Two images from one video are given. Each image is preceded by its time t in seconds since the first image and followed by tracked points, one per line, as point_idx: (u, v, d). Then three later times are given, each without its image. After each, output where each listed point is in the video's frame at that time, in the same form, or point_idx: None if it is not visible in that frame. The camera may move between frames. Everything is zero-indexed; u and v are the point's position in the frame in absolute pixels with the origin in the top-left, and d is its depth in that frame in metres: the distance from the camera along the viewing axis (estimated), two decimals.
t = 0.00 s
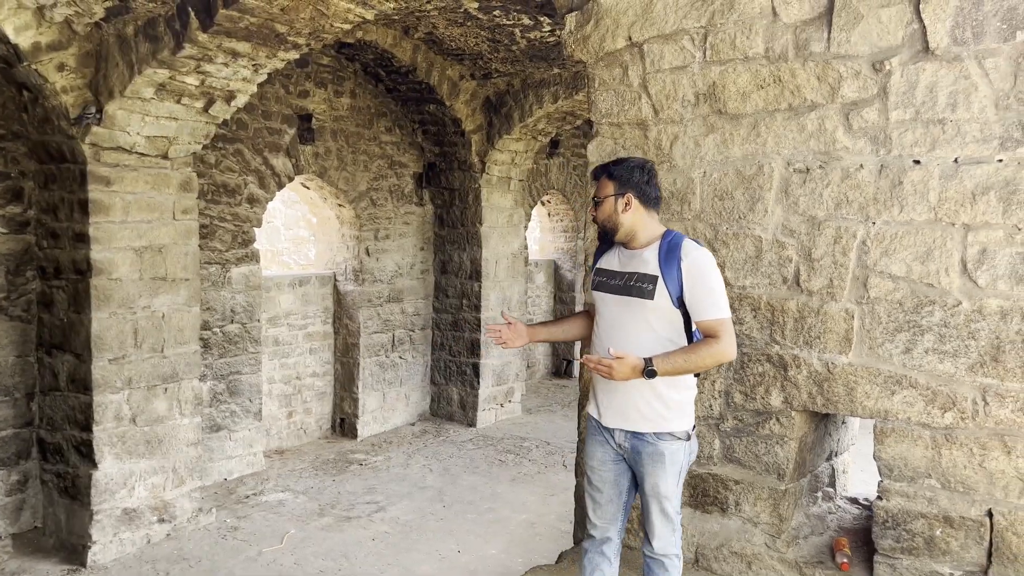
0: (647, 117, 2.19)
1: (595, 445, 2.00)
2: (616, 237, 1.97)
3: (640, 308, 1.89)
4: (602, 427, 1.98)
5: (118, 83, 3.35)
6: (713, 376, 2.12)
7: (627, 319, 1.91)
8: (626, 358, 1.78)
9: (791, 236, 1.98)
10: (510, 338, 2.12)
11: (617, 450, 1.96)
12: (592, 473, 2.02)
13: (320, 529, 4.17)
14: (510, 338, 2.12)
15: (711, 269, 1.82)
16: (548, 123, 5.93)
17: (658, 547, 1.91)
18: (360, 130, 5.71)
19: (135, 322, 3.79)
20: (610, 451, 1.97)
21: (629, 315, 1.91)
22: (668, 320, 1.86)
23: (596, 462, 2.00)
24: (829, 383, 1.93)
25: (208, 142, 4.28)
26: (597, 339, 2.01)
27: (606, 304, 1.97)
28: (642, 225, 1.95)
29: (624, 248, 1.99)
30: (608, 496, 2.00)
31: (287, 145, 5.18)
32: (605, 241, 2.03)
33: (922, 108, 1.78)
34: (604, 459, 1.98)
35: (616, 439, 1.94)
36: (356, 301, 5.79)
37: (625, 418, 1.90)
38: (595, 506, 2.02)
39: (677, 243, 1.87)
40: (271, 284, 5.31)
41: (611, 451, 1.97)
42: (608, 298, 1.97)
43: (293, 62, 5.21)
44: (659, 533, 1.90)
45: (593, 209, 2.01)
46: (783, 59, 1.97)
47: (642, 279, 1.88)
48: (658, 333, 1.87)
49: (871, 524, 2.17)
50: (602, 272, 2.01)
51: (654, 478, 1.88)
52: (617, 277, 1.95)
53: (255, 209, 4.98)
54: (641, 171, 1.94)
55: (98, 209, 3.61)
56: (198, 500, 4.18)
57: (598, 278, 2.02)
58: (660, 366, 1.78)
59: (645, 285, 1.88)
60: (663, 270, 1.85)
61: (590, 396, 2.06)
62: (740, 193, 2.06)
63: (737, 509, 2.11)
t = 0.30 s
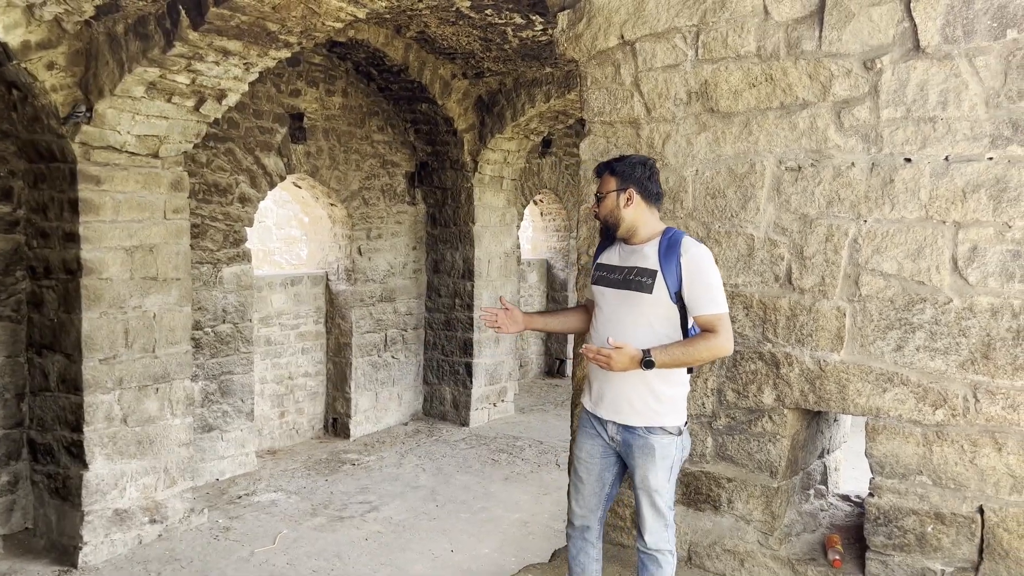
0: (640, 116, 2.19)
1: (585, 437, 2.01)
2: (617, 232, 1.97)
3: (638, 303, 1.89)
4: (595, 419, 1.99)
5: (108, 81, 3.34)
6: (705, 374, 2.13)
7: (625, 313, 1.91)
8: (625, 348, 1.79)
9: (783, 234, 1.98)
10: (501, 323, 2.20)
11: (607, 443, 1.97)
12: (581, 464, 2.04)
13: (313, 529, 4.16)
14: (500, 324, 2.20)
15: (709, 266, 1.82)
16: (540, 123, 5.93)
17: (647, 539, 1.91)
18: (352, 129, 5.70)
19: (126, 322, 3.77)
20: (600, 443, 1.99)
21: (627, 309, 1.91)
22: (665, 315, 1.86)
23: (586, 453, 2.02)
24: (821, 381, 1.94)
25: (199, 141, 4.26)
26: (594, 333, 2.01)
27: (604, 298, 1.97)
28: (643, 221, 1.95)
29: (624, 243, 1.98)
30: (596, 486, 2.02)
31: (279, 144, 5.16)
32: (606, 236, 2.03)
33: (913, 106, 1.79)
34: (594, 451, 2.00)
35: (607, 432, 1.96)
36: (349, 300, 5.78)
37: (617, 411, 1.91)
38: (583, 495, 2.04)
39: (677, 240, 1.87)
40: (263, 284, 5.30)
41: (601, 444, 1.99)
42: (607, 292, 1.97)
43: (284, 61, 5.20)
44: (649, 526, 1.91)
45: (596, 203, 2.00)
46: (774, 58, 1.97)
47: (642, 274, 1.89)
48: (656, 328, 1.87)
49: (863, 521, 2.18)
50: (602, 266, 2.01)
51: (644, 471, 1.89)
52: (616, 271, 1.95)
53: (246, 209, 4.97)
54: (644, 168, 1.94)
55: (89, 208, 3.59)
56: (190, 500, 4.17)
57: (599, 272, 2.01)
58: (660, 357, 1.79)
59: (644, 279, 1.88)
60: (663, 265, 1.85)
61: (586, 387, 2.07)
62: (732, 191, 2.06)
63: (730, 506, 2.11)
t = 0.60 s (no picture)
0: (630, 115, 2.20)
1: (565, 436, 2.04)
2: (595, 228, 1.99)
3: (618, 296, 1.91)
4: (572, 415, 2.01)
5: (96, 80, 3.32)
6: (696, 372, 2.13)
7: (604, 306, 1.93)
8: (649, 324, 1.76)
9: (772, 233, 1.99)
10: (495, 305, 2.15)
11: (586, 441, 1.99)
12: (563, 463, 2.06)
13: (304, 529, 4.15)
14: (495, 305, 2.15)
15: (688, 260, 1.88)
16: (530, 122, 5.93)
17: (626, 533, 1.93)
18: (342, 128, 5.69)
19: (115, 322, 3.75)
20: (579, 441, 2.01)
21: (606, 302, 1.93)
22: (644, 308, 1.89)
23: (566, 452, 2.04)
24: (811, 379, 1.94)
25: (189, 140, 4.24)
26: (570, 327, 2.01)
27: (582, 293, 1.99)
28: (621, 218, 1.98)
29: (601, 238, 2.01)
30: (579, 482, 2.05)
31: (269, 143, 5.14)
32: (582, 232, 2.05)
33: (901, 106, 1.80)
34: (574, 449, 2.02)
35: (585, 427, 1.97)
36: (339, 300, 5.76)
37: (594, 402, 1.93)
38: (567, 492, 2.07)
39: (656, 235, 1.91)
40: (253, 283, 5.28)
41: (580, 441, 2.01)
42: (584, 286, 1.98)
43: (274, 60, 5.18)
44: (631, 520, 1.92)
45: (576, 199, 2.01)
46: (764, 57, 1.98)
47: (623, 267, 1.91)
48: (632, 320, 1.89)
49: (852, 518, 2.20)
50: (579, 261, 2.03)
51: (623, 464, 1.91)
52: (596, 265, 1.97)
53: (236, 208, 4.95)
54: (624, 167, 1.97)
55: (77, 207, 3.57)
56: (180, 501, 4.15)
57: (576, 267, 2.03)
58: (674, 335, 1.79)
59: (625, 272, 1.91)
60: (644, 258, 1.89)
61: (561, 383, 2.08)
62: (723, 190, 2.06)
63: (720, 504, 2.12)
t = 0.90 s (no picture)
0: (619, 113, 2.21)
1: (534, 431, 2.04)
2: (560, 231, 2.03)
3: (592, 292, 1.94)
4: (541, 409, 2.02)
5: (84, 77, 3.31)
6: (684, 370, 2.15)
7: (578, 303, 1.95)
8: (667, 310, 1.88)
9: (760, 231, 2.00)
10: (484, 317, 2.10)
11: (555, 433, 2.01)
12: (532, 455, 2.07)
13: (293, 528, 4.14)
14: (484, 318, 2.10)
15: (651, 254, 1.99)
16: (521, 120, 5.93)
17: (599, 521, 1.97)
18: (333, 127, 5.68)
19: (104, 321, 3.74)
20: (548, 432, 2.02)
21: (580, 299, 1.95)
22: (617, 302, 1.94)
23: (536, 445, 2.05)
24: (799, 376, 1.95)
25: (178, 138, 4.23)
26: (540, 326, 2.01)
27: (552, 292, 2.00)
28: (584, 220, 2.03)
29: (564, 240, 2.04)
30: (550, 473, 2.06)
31: (259, 141, 5.13)
32: (544, 235, 2.07)
33: (888, 105, 1.81)
34: (544, 441, 2.03)
35: (554, 419, 1.98)
36: (330, 298, 5.75)
37: (568, 396, 1.94)
38: (539, 484, 2.08)
39: (620, 232, 2.00)
40: (243, 282, 5.26)
41: (549, 433, 2.02)
42: (554, 286, 2.00)
43: (264, 58, 5.17)
44: (603, 507, 1.96)
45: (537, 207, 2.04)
46: (752, 56, 1.99)
47: (595, 264, 1.95)
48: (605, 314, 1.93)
49: (839, 514, 2.21)
50: (545, 262, 2.04)
51: (595, 452, 1.94)
52: (565, 264, 2.00)
53: (226, 206, 4.93)
54: (583, 170, 2.04)
55: (65, 205, 3.55)
56: (169, 500, 4.14)
57: (542, 269, 2.04)
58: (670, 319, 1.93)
59: (599, 269, 1.95)
60: (615, 253, 1.95)
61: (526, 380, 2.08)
62: (711, 189, 2.07)
63: (709, 501, 2.13)
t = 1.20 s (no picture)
0: (612, 111, 2.21)
1: (523, 428, 2.04)
2: (543, 227, 2.03)
3: (578, 286, 1.95)
4: (529, 406, 2.00)
5: (75, 74, 3.29)
6: (676, 367, 2.15)
7: (565, 298, 1.95)
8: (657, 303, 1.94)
9: (752, 229, 2.01)
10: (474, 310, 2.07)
11: (545, 429, 2.01)
12: (521, 452, 2.06)
13: (285, 526, 4.13)
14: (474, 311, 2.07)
15: (629, 249, 2.04)
16: (514, 118, 5.92)
17: (591, 514, 1.98)
18: (325, 124, 5.67)
19: (95, 319, 3.72)
20: (538, 429, 2.02)
21: (567, 294, 1.95)
22: (601, 296, 1.96)
23: (526, 442, 2.04)
24: (790, 373, 1.96)
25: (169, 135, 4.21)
26: (526, 322, 2.00)
27: (537, 288, 1.98)
28: (566, 216, 2.04)
29: (545, 236, 2.04)
30: (540, 469, 2.06)
31: (251, 138, 5.12)
32: (526, 232, 2.06)
33: (879, 103, 1.81)
34: (533, 438, 2.03)
35: (544, 415, 1.98)
36: (322, 296, 5.74)
37: (557, 391, 1.95)
38: (529, 480, 2.08)
39: (600, 227, 2.02)
40: (235, 280, 5.25)
41: (538, 429, 2.02)
42: (539, 282, 1.99)
43: (256, 55, 5.15)
44: (594, 500, 1.98)
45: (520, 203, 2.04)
46: (744, 54, 1.99)
47: (581, 259, 1.96)
48: (592, 308, 1.95)
49: (830, 511, 2.22)
50: (528, 259, 2.02)
51: (587, 445, 1.95)
52: (550, 260, 1.98)
53: (217, 204, 4.91)
54: (564, 166, 2.05)
55: (56, 203, 3.53)
56: (161, 498, 4.13)
57: (525, 265, 2.02)
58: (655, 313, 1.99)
59: (585, 264, 1.95)
60: (600, 248, 1.97)
61: (509, 377, 2.06)
62: (703, 186, 2.08)
63: (700, 498, 2.13)
